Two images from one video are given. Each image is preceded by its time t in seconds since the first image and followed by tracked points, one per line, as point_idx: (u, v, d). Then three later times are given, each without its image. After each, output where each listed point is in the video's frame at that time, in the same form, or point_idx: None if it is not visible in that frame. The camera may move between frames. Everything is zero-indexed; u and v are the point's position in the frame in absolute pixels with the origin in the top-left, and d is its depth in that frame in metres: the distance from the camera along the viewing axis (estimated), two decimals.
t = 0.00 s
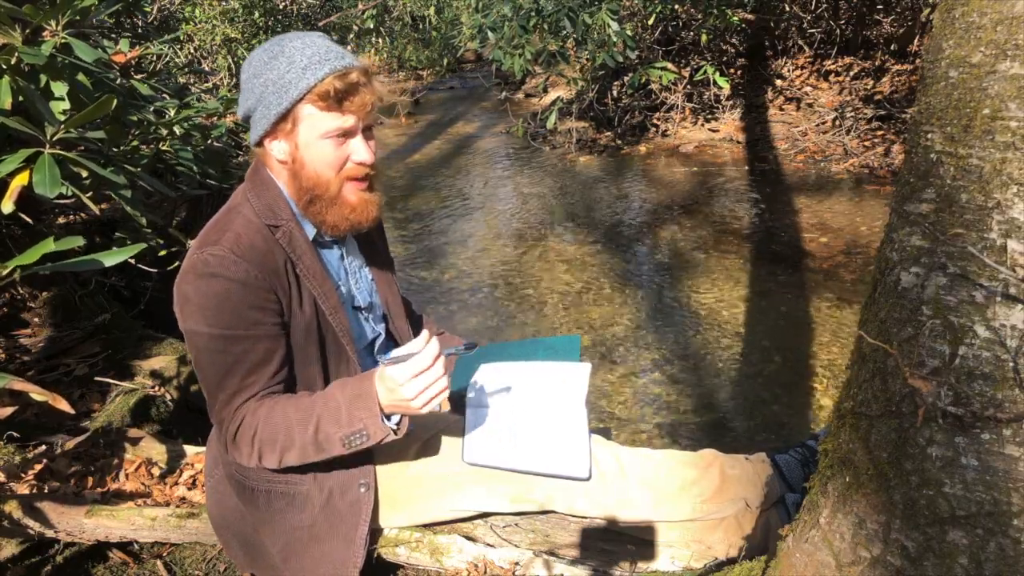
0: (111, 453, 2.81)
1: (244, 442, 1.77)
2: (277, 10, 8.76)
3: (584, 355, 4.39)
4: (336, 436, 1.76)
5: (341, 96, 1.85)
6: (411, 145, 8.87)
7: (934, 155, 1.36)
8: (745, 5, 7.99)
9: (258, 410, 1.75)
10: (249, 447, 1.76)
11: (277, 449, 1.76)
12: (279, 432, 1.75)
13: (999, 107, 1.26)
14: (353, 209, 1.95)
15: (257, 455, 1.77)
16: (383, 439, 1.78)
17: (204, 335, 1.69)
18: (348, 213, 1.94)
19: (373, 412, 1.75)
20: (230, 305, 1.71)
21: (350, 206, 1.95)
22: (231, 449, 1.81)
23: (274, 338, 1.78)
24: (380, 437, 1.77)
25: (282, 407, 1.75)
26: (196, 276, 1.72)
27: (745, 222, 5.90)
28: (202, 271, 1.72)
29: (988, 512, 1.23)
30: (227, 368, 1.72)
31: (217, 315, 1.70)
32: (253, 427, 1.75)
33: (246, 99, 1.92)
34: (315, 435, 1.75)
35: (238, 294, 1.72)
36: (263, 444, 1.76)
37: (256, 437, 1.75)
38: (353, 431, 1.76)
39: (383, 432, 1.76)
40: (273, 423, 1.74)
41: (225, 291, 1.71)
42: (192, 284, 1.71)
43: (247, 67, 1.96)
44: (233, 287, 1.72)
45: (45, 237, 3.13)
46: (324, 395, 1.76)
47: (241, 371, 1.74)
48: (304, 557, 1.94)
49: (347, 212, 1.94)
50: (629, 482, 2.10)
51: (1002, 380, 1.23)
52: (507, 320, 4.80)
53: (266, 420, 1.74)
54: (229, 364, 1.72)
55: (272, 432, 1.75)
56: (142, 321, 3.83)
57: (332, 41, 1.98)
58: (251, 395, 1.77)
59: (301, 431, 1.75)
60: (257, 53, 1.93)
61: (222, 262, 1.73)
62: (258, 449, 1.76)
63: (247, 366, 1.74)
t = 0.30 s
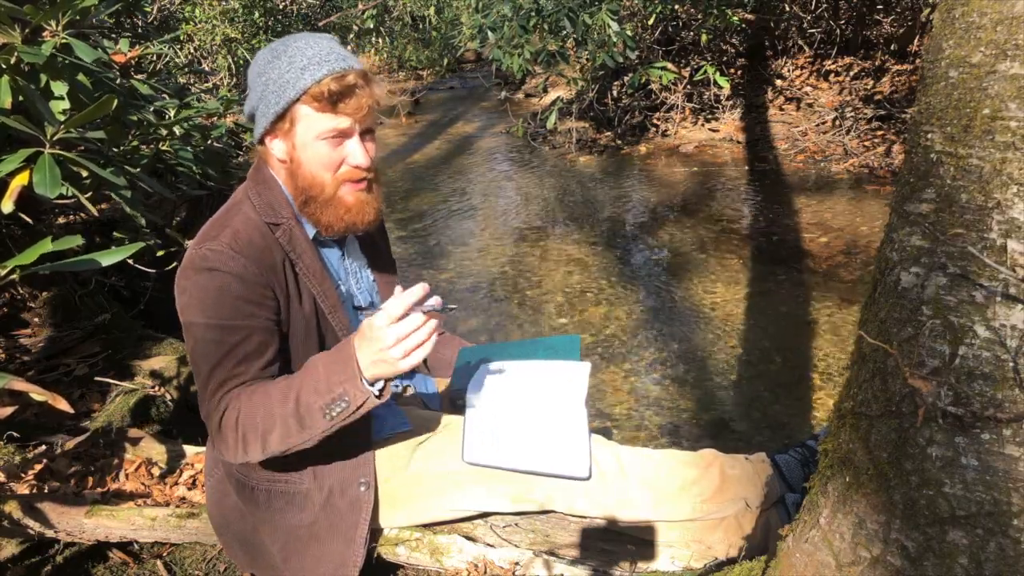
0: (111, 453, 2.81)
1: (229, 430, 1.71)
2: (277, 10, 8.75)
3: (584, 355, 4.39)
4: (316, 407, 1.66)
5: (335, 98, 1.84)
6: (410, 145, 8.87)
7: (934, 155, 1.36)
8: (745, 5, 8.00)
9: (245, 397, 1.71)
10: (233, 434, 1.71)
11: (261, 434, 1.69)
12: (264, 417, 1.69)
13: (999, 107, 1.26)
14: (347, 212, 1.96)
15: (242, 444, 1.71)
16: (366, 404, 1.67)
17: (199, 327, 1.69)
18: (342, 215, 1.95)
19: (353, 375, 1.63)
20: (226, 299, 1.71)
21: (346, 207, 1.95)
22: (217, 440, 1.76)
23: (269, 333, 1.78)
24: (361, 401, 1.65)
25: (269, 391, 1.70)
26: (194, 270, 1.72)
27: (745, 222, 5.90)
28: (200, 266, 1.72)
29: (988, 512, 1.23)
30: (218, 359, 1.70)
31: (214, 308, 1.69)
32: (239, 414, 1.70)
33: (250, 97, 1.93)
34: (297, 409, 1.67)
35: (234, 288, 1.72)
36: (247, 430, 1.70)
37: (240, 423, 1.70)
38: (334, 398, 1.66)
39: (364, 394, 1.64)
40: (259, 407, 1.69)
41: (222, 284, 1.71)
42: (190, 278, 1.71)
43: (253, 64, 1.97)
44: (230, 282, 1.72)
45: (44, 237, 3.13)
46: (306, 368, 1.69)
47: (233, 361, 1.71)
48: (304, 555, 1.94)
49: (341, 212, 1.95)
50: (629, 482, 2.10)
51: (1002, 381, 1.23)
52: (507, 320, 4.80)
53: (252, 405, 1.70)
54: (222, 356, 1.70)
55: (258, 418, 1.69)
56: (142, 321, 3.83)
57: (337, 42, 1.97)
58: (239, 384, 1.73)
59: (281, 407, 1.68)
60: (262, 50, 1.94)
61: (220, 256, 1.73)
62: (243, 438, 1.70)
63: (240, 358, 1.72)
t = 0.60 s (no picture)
0: (111, 453, 2.81)
1: (245, 435, 1.71)
2: (277, 10, 8.75)
3: (584, 355, 4.39)
4: (328, 414, 1.63)
5: (352, 102, 1.84)
6: (410, 145, 8.87)
7: (933, 155, 1.36)
8: (745, 5, 8.00)
9: (257, 401, 1.70)
10: (250, 437, 1.70)
11: (276, 437, 1.68)
12: (277, 419, 1.67)
13: (999, 107, 1.26)
14: (357, 218, 1.97)
15: (259, 444, 1.70)
16: (376, 412, 1.62)
17: (206, 331, 1.69)
18: (352, 221, 1.96)
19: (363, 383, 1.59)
20: (230, 300, 1.70)
21: (354, 214, 1.96)
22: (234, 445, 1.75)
23: (276, 335, 1.77)
24: (372, 409, 1.61)
25: (280, 396, 1.68)
26: (199, 274, 1.72)
27: (745, 222, 5.90)
28: (204, 268, 1.72)
29: (988, 512, 1.23)
30: (227, 362, 1.70)
31: (218, 310, 1.69)
32: (254, 418, 1.69)
33: (259, 98, 1.92)
34: (309, 417, 1.64)
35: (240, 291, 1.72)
36: (263, 432, 1.69)
37: (256, 426, 1.68)
38: (344, 406, 1.62)
39: (374, 403, 1.60)
40: (272, 409, 1.67)
41: (227, 287, 1.71)
42: (194, 280, 1.71)
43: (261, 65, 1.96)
44: (235, 283, 1.72)
45: (44, 237, 3.13)
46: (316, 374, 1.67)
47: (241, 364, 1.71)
48: (304, 556, 1.94)
49: (348, 220, 1.96)
50: (630, 482, 2.10)
51: (1002, 380, 1.23)
52: (507, 320, 4.80)
53: (265, 411, 1.68)
54: (229, 359, 1.70)
55: (273, 423, 1.67)
56: (142, 321, 3.83)
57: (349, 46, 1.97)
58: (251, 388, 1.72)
59: (295, 414, 1.66)
60: (272, 52, 1.93)
61: (224, 259, 1.73)
62: (259, 441, 1.69)
63: (248, 361, 1.71)
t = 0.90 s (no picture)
0: (111, 453, 2.81)
1: (256, 441, 1.72)
2: (277, 10, 8.75)
3: (583, 355, 4.39)
4: (347, 433, 1.70)
5: (349, 103, 1.84)
6: (410, 145, 8.88)
7: (934, 155, 1.36)
8: (745, 5, 8.00)
9: (268, 408, 1.71)
10: (260, 447, 1.72)
11: (287, 449, 1.71)
12: (290, 430, 1.70)
13: (999, 107, 1.26)
14: (358, 215, 1.97)
15: (268, 455, 1.72)
16: (395, 436, 1.72)
17: (213, 334, 1.70)
18: (353, 218, 1.97)
19: (387, 411, 1.68)
20: (238, 304, 1.71)
21: (355, 211, 1.97)
22: (243, 449, 1.76)
23: (282, 338, 1.78)
24: (393, 433, 1.70)
25: (293, 407, 1.70)
26: (204, 275, 1.71)
27: (745, 222, 5.90)
28: (210, 270, 1.71)
29: (988, 512, 1.23)
30: (236, 366, 1.72)
31: (226, 314, 1.70)
32: (265, 426, 1.71)
33: (259, 98, 1.92)
34: (326, 433, 1.70)
35: (247, 294, 1.72)
36: (273, 443, 1.71)
37: (268, 436, 1.70)
38: (364, 429, 1.70)
39: (395, 428, 1.69)
40: (286, 421, 1.70)
41: (234, 290, 1.71)
42: (200, 283, 1.71)
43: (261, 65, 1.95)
44: (241, 287, 1.72)
45: (44, 237, 3.12)
46: (335, 392, 1.71)
47: (250, 370, 1.73)
48: (304, 558, 1.94)
49: (348, 217, 1.96)
50: (630, 483, 2.10)
51: (1002, 381, 1.23)
52: (506, 320, 4.80)
53: (275, 419, 1.70)
54: (238, 364, 1.71)
55: (284, 433, 1.70)
56: (141, 321, 3.83)
57: (347, 44, 1.96)
58: (261, 394, 1.74)
59: (310, 427, 1.70)
60: (271, 51, 1.92)
61: (231, 262, 1.72)
62: (269, 450, 1.71)
63: (255, 365, 1.72)
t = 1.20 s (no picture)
0: (111, 453, 2.81)
1: (243, 435, 1.75)
2: (276, 10, 8.75)
3: (583, 355, 4.39)
4: (325, 423, 1.69)
5: (345, 112, 1.83)
6: (410, 145, 8.88)
7: (934, 155, 1.36)
8: (745, 5, 8.00)
9: (255, 404, 1.73)
10: (248, 441, 1.74)
11: (271, 443, 1.73)
12: (275, 425, 1.72)
13: (999, 107, 1.26)
14: (347, 222, 1.98)
15: (256, 451, 1.75)
16: (371, 422, 1.70)
17: (201, 333, 1.70)
18: (342, 225, 1.97)
19: (359, 397, 1.66)
20: (226, 304, 1.71)
21: (344, 218, 1.97)
22: (231, 443, 1.79)
23: (270, 336, 1.78)
24: (368, 420, 1.68)
25: (278, 402, 1.72)
26: (193, 274, 1.72)
27: (745, 222, 5.91)
28: (199, 270, 1.71)
29: (987, 512, 1.23)
30: (224, 364, 1.72)
31: (214, 313, 1.70)
32: (252, 419, 1.73)
33: (257, 98, 1.90)
34: (304, 422, 1.70)
35: (235, 294, 1.72)
36: (260, 435, 1.73)
37: (253, 429, 1.73)
38: (341, 417, 1.69)
39: (370, 414, 1.68)
40: (270, 416, 1.72)
41: (222, 290, 1.71)
42: (189, 282, 1.71)
43: (262, 63, 1.93)
44: (230, 287, 1.71)
45: (44, 237, 3.13)
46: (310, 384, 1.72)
47: (239, 368, 1.73)
48: (302, 557, 1.94)
49: (337, 224, 1.97)
50: (629, 483, 2.10)
51: (1002, 380, 1.23)
52: (507, 321, 4.80)
53: (265, 415, 1.72)
54: (226, 363, 1.72)
55: (273, 428, 1.72)
56: (142, 321, 3.83)
57: (349, 50, 1.94)
58: (249, 391, 1.75)
59: (291, 418, 1.71)
60: (273, 52, 1.90)
61: (219, 261, 1.72)
62: (255, 444, 1.74)
63: (244, 364, 1.73)
